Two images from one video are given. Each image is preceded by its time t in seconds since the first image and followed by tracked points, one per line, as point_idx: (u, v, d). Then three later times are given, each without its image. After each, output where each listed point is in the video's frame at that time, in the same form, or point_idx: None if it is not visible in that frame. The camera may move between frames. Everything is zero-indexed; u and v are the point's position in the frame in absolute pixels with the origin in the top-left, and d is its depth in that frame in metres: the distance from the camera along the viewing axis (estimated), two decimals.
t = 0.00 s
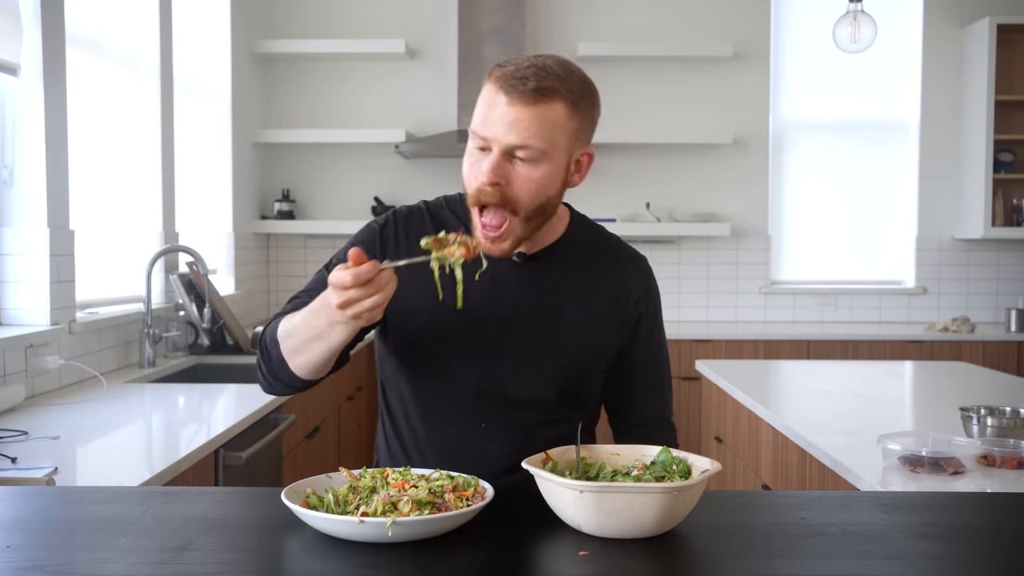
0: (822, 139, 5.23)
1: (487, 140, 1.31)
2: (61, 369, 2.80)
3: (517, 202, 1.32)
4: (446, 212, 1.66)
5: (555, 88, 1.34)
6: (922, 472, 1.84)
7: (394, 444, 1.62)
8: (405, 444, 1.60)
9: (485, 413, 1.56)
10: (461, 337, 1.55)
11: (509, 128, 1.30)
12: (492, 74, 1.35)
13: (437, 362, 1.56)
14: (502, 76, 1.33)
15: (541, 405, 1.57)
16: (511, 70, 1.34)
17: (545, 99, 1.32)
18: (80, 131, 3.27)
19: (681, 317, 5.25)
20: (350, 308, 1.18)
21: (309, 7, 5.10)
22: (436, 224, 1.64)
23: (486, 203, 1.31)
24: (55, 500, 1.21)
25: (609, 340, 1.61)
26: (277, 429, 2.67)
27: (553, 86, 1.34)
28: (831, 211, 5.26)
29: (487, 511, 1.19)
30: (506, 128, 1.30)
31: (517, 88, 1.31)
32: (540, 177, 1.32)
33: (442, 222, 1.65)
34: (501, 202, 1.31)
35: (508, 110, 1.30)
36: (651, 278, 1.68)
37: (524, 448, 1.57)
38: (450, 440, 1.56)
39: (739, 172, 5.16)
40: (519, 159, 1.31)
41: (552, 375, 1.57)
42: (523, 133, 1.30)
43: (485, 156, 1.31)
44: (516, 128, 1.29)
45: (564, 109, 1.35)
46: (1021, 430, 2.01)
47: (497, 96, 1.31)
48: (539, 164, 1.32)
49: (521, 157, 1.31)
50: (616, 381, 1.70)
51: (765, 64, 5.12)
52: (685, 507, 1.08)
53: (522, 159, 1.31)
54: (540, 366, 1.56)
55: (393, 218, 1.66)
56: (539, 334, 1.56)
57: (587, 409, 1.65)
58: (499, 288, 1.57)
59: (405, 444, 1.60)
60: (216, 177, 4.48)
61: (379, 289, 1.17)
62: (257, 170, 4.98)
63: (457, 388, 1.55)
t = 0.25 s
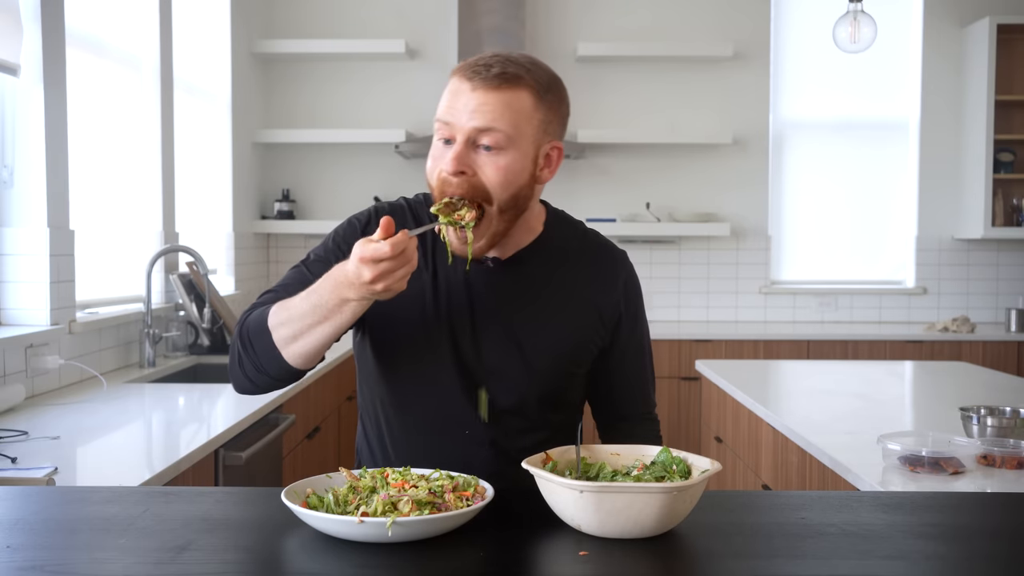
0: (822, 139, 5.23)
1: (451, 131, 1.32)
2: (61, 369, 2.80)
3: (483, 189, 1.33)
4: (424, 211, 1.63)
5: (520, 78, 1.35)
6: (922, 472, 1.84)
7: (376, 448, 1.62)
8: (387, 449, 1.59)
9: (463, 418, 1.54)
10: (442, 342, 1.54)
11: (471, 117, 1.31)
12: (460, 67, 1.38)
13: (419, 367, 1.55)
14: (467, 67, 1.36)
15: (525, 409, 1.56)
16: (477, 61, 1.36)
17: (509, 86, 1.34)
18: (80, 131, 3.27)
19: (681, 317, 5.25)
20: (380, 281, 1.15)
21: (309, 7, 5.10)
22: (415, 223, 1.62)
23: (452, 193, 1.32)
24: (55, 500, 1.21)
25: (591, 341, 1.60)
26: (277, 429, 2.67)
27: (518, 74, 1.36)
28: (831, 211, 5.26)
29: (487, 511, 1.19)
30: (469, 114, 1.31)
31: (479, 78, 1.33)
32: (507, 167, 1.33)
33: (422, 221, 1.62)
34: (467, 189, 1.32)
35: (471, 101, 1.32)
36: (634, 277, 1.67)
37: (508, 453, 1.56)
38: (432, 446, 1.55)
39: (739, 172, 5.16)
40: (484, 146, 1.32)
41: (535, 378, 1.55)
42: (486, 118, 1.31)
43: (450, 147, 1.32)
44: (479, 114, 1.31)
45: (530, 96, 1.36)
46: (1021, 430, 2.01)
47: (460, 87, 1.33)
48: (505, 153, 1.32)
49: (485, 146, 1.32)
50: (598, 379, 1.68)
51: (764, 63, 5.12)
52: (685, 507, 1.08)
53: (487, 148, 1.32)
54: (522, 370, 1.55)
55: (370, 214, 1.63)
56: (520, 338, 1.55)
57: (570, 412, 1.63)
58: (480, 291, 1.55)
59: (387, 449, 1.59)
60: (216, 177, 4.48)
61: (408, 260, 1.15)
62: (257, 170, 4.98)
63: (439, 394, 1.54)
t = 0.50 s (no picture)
0: (822, 139, 5.23)
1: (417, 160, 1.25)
2: (61, 369, 2.80)
3: (456, 217, 1.28)
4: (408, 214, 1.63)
5: (485, 97, 1.27)
6: (922, 472, 1.84)
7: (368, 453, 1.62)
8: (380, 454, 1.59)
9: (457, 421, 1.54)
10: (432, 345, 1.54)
11: (437, 146, 1.23)
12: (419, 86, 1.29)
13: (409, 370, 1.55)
14: (425, 88, 1.27)
15: (519, 409, 1.56)
16: (436, 79, 1.27)
17: (473, 108, 1.25)
18: (80, 131, 3.27)
19: (681, 317, 5.26)
20: (367, 287, 1.14)
21: (310, 7, 5.10)
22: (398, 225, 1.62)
23: (425, 224, 1.27)
24: (55, 500, 1.21)
25: (582, 339, 1.60)
26: (277, 429, 2.67)
27: (481, 92, 1.27)
28: (831, 211, 5.26)
29: (487, 511, 1.19)
30: (433, 143, 1.23)
31: (441, 103, 1.24)
32: (479, 190, 1.27)
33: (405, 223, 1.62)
34: (438, 220, 1.27)
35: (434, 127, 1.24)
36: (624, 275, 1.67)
37: (503, 454, 1.56)
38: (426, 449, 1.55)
39: (739, 172, 5.16)
40: (453, 174, 1.25)
41: (527, 380, 1.56)
42: (451, 146, 1.24)
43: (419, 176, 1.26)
44: (443, 141, 1.23)
45: (496, 113, 1.28)
46: (1021, 430, 2.01)
47: (421, 113, 1.24)
48: (476, 179, 1.26)
49: (455, 173, 1.25)
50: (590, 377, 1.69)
51: (764, 63, 5.12)
52: (685, 507, 1.08)
53: (457, 175, 1.25)
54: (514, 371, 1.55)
55: (355, 218, 1.62)
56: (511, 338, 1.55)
57: (564, 411, 1.63)
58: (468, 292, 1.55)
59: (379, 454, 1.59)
60: (216, 178, 4.48)
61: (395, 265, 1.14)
62: (257, 170, 4.98)
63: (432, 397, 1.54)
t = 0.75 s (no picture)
0: (822, 139, 5.23)
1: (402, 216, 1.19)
2: (61, 369, 2.80)
3: (449, 262, 1.24)
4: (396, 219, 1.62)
5: (461, 140, 1.19)
6: (922, 472, 1.84)
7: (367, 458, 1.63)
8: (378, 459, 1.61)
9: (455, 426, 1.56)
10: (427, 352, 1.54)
11: (421, 203, 1.17)
12: (384, 136, 1.20)
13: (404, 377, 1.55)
14: (392, 144, 1.18)
15: (515, 412, 1.57)
16: (401, 133, 1.17)
17: (448, 160, 1.17)
18: (80, 132, 3.27)
19: (681, 317, 5.26)
20: (315, 329, 1.13)
21: (310, 7, 5.10)
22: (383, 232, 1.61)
23: (419, 275, 1.24)
24: (55, 500, 1.21)
25: (576, 339, 1.61)
26: (277, 430, 2.67)
27: (452, 137, 1.18)
28: (831, 211, 5.26)
29: (487, 511, 1.19)
30: (415, 205, 1.17)
31: (417, 160, 1.16)
32: (468, 233, 1.22)
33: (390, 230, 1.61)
34: (432, 270, 1.23)
35: (414, 185, 1.16)
36: (618, 270, 1.67)
37: (501, 455, 1.57)
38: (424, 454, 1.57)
39: (739, 172, 5.16)
40: (440, 227, 1.20)
41: (523, 383, 1.56)
42: (434, 204, 1.17)
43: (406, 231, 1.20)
44: (424, 201, 1.17)
45: (474, 156, 1.21)
46: (1021, 430, 2.01)
47: (398, 171, 1.16)
48: (464, 224, 1.21)
49: (442, 225, 1.20)
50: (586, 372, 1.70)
51: (764, 64, 5.12)
52: (685, 507, 1.08)
53: (445, 226, 1.20)
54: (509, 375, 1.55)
55: (343, 225, 1.62)
56: (506, 343, 1.55)
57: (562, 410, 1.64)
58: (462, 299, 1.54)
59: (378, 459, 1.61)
60: (216, 178, 4.48)
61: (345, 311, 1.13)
62: (257, 170, 4.98)
63: (428, 402, 1.55)
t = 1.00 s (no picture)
0: (822, 139, 5.23)
1: (401, 247, 1.22)
2: (61, 369, 2.80)
3: (448, 286, 1.28)
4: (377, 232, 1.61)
5: (462, 172, 1.21)
6: (922, 472, 1.84)
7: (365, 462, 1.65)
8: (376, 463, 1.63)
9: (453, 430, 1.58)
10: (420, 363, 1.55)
11: (422, 237, 1.20)
12: (383, 168, 1.20)
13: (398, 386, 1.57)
14: (392, 179, 1.19)
15: (511, 415, 1.59)
16: (401, 168, 1.18)
17: (449, 194, 1.20)
18: (80, 132, 3.27)
19: (681, 317, 5.26)
20: (256, 368, 1.21)
21: (310, 7, 5.10)
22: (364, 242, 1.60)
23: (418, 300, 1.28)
24: (55, 500, 1.21)
25: (568, 339, 1.62)
26: (277, 430, 2.68)
27: (453, 171, 1.20)
28: (831, 211, 5.26)
29: (487, 511, 1.19)
30: (417, 239, 1.20)
31: (419, 197, 1.18)
32: (466, 260, 1.27)
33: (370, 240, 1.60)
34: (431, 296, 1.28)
35: (414, 220, 1.19)
36: (606, 267, 1.68)
37: (498, 457, 1.60)
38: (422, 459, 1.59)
39: (739, 172, 5.16)
40: (439, 257, 1.24)
41: (517, 388, 1.57)
42: (435, 238, 1.21)
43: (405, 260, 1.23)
44: (425, 235, 1.20)
45: (474, 186, 1.23)
46: (1021, 430, 2.01)
47: (399, 207, 1.19)
48: (463, 252, 1.25)
49: (441, 254, 1.23)
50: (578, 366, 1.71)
51: (764, 63, 5.12)
52: (685, 507, 1.08)
53: (444, 255, 1.24)
54: (503, 381, 1.57)
55: (323, 242, 1.60)
56: (500, 350, 1.56)
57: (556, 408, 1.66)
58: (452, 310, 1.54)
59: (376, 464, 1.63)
60: (216, 178, 4.48)
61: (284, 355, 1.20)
62: (257, 169, 4.98)
63: (424, 410, 1.57)
